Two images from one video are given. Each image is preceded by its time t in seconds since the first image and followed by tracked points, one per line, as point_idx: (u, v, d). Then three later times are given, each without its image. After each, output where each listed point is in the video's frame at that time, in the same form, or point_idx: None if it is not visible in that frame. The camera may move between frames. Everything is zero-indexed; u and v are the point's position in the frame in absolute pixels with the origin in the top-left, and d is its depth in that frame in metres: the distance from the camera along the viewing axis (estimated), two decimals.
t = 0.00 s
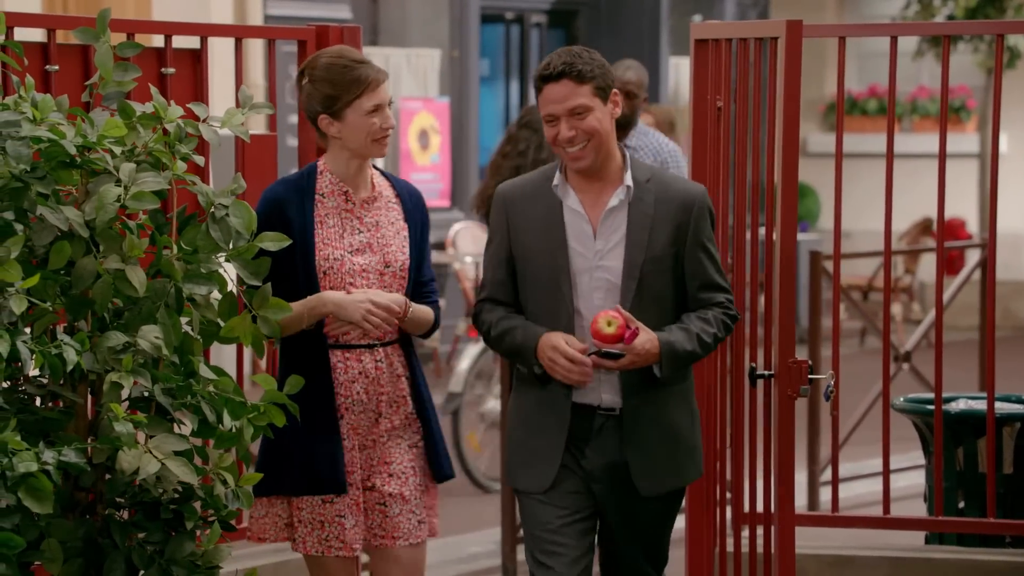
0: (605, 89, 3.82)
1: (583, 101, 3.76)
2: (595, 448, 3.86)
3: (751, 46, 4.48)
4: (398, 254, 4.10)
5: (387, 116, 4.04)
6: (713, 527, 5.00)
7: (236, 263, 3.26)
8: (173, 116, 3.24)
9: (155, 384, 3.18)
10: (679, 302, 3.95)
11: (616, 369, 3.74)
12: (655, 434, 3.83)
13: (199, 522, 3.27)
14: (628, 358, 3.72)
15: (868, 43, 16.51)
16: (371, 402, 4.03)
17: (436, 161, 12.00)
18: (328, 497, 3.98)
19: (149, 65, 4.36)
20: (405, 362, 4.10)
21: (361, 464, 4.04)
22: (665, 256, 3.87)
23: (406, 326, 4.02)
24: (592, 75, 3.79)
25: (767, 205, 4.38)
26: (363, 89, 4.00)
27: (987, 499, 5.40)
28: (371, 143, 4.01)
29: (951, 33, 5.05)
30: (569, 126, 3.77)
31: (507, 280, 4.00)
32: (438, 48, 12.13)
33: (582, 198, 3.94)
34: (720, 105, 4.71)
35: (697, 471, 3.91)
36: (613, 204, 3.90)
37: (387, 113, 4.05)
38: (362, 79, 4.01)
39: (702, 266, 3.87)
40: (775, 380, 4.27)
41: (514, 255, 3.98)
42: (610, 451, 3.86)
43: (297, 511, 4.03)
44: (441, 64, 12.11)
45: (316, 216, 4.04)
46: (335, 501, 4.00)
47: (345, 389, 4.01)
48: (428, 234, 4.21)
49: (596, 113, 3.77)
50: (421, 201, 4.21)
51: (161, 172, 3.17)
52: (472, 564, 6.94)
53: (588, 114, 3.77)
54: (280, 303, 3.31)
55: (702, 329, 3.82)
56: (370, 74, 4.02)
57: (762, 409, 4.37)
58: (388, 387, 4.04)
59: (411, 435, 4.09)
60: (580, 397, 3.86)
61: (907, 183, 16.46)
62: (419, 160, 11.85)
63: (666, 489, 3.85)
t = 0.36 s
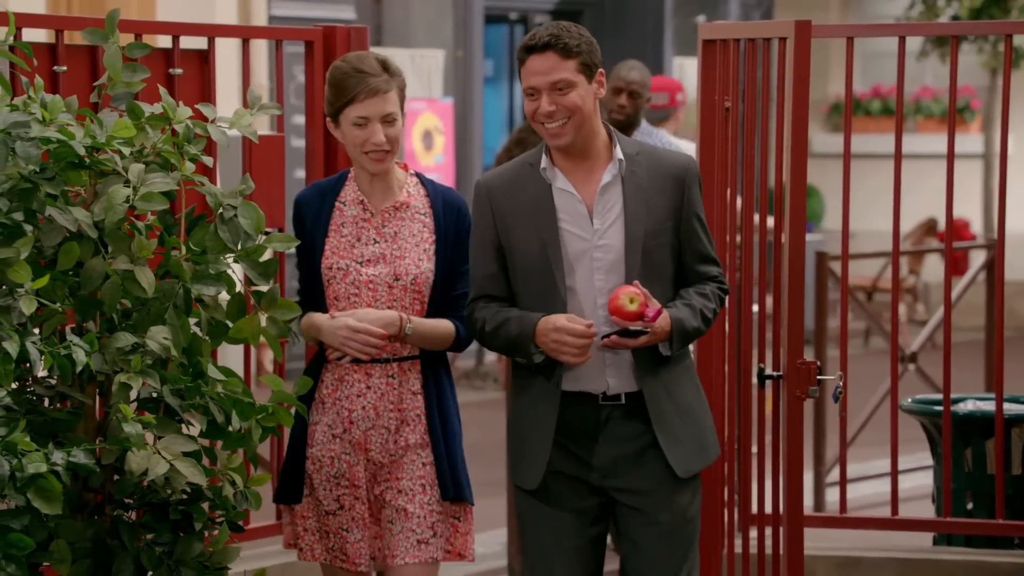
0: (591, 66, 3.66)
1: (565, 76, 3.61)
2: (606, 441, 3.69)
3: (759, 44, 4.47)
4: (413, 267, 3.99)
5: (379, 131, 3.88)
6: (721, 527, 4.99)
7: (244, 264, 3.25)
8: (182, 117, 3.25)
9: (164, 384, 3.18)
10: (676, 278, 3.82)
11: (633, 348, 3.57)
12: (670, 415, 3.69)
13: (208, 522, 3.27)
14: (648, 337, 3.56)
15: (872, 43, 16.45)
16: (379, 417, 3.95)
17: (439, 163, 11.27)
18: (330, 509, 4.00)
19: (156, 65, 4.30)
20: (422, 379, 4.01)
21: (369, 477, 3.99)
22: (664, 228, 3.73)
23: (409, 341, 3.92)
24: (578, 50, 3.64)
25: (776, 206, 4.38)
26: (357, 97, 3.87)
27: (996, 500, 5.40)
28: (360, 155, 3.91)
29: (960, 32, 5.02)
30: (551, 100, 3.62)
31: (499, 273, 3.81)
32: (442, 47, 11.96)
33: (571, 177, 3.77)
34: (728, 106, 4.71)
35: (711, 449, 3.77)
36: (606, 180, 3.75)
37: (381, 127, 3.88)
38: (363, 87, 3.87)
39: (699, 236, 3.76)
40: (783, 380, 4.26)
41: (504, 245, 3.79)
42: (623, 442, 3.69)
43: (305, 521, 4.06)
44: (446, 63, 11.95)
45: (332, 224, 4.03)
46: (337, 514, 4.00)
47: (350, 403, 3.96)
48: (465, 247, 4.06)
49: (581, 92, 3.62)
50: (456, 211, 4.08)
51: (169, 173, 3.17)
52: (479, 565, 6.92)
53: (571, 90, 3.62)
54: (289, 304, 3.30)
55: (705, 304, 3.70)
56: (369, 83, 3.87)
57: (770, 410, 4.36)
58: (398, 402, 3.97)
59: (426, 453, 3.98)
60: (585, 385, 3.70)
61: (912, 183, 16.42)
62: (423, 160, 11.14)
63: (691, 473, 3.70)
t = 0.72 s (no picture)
0: (625, 84, 3.45)
1: (595, 94, 3.40)
2: (636, 468, 3.50)
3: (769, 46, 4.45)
4: (449, 271, 3.70)
5: (396, 135, 3.60)
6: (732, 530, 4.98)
7: (255, 267, 3.26)
8: (193, 120, 3.26)
9: (175, 388, 3.19)
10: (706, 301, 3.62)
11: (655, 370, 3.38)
12: (692, 443, 3.49)
13: (218, 526, 3.28)
14: (668, 359, 3.38)
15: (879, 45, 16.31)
16: (408, 431, 3.67)
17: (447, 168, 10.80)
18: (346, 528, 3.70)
19: (166, 68, 4.21)
20: (456, 391, 3.72)
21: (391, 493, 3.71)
22: (696, 249, 3.51)
23: (462, 349, 3.66)
24: (611, 66, 3.42)
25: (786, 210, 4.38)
26: (369, 101, 3.59)
27: (1006, 503, 5.39)
28: (378, 160, 3.62)
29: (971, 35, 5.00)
30: (577, 118, 3.41)
31: (525, 289, 3.59)
32: (449, 51, 11.63)
33: (600, 193, 3.56)
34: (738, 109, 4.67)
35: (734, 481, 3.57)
36: (635, 197, 3.53)
37: (398, 130, 3.60)
38: (374, 90, 3.59)
39: (733, 258, 3.56)
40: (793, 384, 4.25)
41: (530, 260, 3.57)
42: (648, 465, 3.50)
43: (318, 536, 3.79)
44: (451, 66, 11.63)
45: (358, 229, 3.71)
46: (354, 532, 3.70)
47: (378, 415, 3.68)
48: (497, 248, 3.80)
49: (612, 110, 3.41)
50: (486, 211, 3.80)
51: (180, 176, 3.18)
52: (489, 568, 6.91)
53: (600, 108, 3.41)
54: (300, 308, 3.31)
55: (735, 328, 3.51)
56: (381, 85, 3.59)
57: (780, 415, 4.35)
58: (429, 415, 3.69)
59: (455, 471, 3.70)
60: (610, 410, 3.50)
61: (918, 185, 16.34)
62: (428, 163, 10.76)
63: (711, 505, 3.49)
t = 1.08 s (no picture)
0: (693, 83, 3.20)
1: (658, 92, 3.16)
2: (679, 482, 3.25)
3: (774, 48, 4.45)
4: (437, 288, 3.38)
5: (415, 134, 3.35)
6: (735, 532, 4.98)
7: (261, 270, 3.27)
8: (199, 123, 3.27)
9: (181, 391, 3.18)
10: (770, 314, 3.36)
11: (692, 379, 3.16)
12: (743, 460, 3.22)
13: (224, 530, 3.28)
14: (706, 370, 3.14)
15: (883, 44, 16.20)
16: (397, 455, 3.34)
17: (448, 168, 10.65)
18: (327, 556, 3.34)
19: (171, 70, 4.09)
20: (447, 413, 3.38)
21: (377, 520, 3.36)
22: (755, 259, 3.27)
23: (445, 367, 3.32)
24: (678, 65, 3.18)
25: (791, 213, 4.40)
26: (384, 100, 3.35)
27: (1012, 507, 5.38)
28: (394, 161, 3.33)
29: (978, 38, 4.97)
30: (638, 115, 3.18)
31: (578, 289, 3.40)
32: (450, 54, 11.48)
33: (661, 194, 3.33)
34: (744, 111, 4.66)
35: (793, 504, 3.28)
36: (696, 200, 3.30)
37: (416, 128, 3.36)
38: (389, 89, 3.35)
39: (799, 271, 3.28)
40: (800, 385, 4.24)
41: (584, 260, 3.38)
42: (695, 480, 3.24)
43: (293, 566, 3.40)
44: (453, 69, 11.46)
45: (346, 243, 3.40)
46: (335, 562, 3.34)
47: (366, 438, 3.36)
48: (493, 265, 3.45)
49: (675, 109, 3.18)
50: (483, 226, 3.46)
51: (187, 179, 3.20)
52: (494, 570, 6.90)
53: (663, 107, 3.18)
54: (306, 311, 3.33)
55: (795, 343, 3.23)
56: (395, 83, 3.35)
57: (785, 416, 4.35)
58: (418, 438, 3.35)
59: (446, 497, 3.36)
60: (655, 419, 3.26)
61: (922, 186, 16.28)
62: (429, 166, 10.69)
63: (765, 528, 3.23)
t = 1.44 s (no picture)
0: (718, 86, 3.03)
1: (682, 93, 3.00)
2: (691, 493, 3.09)
3: (777, 49, 4.47)
4: (404, 293, 3.04)
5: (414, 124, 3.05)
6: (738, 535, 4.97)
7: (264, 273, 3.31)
8: (202, 125, 3.31)
9: (185, 393, 3.21)
10: (793, 325, 3.16)
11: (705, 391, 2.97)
12: (756, 475, 3.06)
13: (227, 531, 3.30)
14: (720, 382, 2.96)
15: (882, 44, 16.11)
16: (351, 468, 3.00)
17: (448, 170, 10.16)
18: None
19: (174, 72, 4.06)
20: (404, 426, 3.04)
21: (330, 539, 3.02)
22: (775, 269, 3.08)
23: (416, 377, 3.00)
24: (705, 66, 3.01)
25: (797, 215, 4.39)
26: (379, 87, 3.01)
27: (1016, 509, 5.39)
28: (390, 155, 3.01)
29: (981, 39, 4.95)
30: (660, 115, 3.01)
31: (596, 290, 3.21)
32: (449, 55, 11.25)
33: (680, 198, 3.15)
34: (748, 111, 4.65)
35: (805, 523, 3.12)
36: (715, 205, 3.12)
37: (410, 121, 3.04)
38: (385, 80, 3.01)
39: (823, 282, 3.09)
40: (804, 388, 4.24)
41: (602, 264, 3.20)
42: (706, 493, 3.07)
43: None
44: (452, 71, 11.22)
45: (305, 245, 3.03)
46: None
47: (316, 450, 3.00)
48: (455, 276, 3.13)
49: (699, 111, 3.01)
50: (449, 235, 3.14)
51: (190, 180, 3.24)
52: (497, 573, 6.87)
53: (686, 109, 3.01)
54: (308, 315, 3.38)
55: (814, 356, 3.06)
56: (391, 73, 3.02)
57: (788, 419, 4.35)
58: (374, 452, 3.00)
59: (404, 513, 3.03)
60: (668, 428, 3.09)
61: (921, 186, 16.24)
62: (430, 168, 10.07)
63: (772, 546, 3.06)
